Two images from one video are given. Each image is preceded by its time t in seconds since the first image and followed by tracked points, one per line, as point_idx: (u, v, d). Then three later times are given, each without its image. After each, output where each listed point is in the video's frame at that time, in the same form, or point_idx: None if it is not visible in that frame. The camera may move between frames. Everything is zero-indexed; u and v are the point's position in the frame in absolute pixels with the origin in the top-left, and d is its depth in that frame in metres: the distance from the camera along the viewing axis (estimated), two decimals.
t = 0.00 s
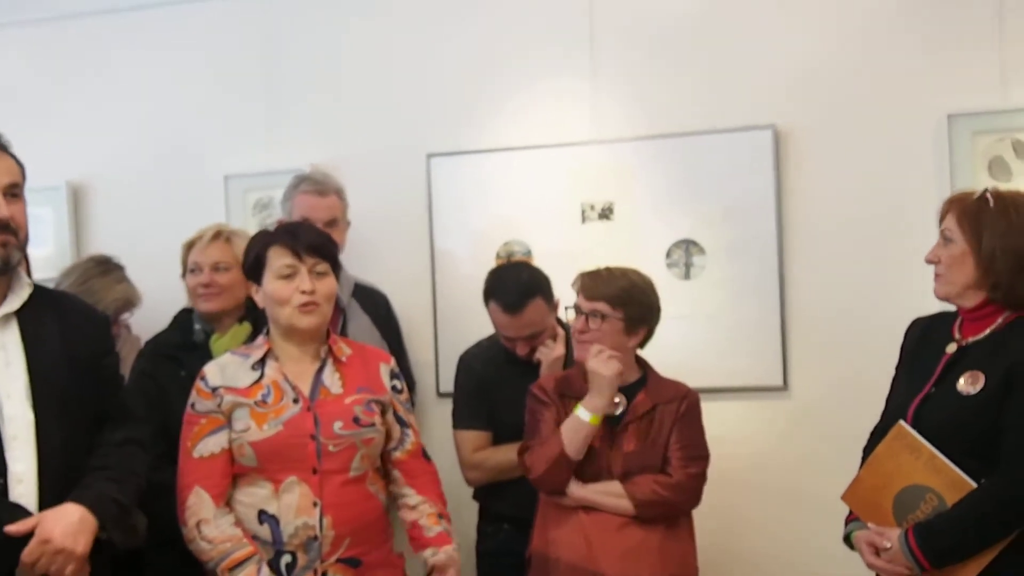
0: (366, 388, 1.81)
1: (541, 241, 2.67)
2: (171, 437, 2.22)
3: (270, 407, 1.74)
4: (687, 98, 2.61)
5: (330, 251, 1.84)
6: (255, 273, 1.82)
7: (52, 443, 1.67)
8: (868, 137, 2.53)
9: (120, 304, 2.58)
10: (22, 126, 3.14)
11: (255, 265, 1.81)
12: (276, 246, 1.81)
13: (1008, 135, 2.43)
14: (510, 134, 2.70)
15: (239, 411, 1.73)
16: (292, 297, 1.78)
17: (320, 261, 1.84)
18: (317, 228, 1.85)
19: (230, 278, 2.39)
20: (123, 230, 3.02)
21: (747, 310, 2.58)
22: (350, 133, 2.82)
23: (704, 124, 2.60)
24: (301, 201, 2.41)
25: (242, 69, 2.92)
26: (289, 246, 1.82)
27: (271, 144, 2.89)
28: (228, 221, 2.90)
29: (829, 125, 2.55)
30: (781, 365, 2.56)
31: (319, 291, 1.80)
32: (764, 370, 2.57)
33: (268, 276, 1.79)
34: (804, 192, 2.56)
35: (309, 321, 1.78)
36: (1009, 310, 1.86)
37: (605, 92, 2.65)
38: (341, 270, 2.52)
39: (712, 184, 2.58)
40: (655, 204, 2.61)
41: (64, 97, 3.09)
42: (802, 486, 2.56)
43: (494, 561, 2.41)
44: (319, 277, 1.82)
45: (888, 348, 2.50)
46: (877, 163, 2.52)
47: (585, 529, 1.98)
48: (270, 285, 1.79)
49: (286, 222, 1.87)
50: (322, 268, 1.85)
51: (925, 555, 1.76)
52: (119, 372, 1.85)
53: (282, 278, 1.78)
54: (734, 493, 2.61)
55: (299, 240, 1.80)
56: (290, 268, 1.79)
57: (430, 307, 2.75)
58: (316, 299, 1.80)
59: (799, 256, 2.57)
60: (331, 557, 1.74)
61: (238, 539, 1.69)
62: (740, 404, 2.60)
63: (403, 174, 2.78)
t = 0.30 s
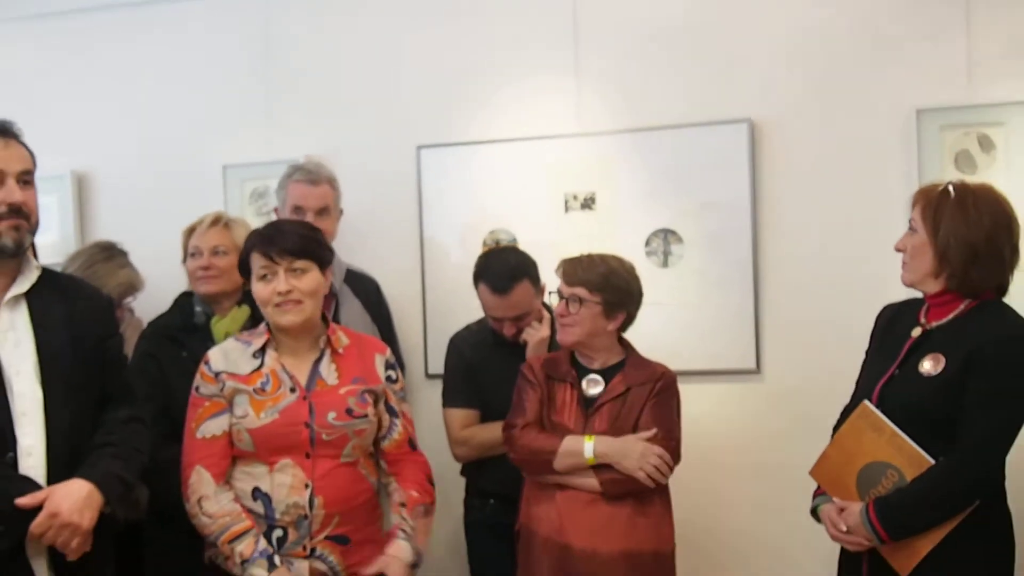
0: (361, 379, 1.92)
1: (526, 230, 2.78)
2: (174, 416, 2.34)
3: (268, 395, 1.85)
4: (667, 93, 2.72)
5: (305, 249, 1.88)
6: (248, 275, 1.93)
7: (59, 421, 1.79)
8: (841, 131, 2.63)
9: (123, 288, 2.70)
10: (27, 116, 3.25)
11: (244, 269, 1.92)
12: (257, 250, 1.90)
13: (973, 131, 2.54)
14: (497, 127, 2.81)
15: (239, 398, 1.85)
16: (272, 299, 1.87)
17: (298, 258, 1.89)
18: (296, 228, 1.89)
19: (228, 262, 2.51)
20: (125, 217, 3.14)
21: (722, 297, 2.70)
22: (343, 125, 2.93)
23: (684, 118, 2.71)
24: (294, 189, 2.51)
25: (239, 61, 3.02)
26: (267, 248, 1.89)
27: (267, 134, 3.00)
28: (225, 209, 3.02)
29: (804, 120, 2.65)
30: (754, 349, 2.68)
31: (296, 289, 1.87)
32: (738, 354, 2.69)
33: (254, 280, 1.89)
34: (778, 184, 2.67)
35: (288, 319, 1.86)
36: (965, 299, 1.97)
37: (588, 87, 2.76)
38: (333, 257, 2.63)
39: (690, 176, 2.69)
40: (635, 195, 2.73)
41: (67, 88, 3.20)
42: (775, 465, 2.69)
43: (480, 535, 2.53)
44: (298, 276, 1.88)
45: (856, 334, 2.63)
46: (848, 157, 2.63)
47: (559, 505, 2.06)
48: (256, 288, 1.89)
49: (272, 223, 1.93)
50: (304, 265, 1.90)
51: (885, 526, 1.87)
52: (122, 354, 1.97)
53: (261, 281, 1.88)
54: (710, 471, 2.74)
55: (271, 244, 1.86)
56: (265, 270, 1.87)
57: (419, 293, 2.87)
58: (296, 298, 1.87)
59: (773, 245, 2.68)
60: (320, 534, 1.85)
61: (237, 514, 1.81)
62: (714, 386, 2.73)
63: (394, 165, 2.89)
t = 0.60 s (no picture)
0: (342, 342, 1.95)
1: (514, 207, 2.83)
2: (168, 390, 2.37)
3: (251, 361, 1.91)
4: (653, 70, 2.76)
5: (290, 213, 1.96)
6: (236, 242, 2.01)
7: (54, 397, 1.84)
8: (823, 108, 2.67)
9: (116, 266, 2.75)
10: (19, 95, 3.28)
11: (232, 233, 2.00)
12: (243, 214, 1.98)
13: (954, 107, 2.58)
14: (485, 103, 2.85)
15: (225, 364, 1.92)
16: (255, 259, 1.93)
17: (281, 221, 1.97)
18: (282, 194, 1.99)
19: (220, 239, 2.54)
20: (117, 194, 3.18)
21: (706, 272, 2.75)
22: (331, 103, 2.97)
23: (668, 95, 2.75)
24: (284, 166, 2.56)
25: (229, 39, 3.05)
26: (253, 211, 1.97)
27: (257, 112, 3.03)
28: (217, 187, 3.06)
29: (787, 97, 2.69)
30: (737, 323, 2.74)
31: (278, 249, 1.94)
32: (721, 328, 2.75)
33: (240, 243, 1.97)
34: (761, 161, 2.72)
35: (267, 277, 1.92)
36: (942, 274, 1.97)
37: (575, 64, 2.79)
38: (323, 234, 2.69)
39: (675, 153, 2.74)
40: (621, 171, 2.77)
41: (59, 67, 3.23)
42: (758, 436, 2.75)
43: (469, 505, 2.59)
44: (281, 237, 1.96)
45: (837, 308, 2.68)
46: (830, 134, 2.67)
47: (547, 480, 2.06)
48: (241, 251, 1.96)
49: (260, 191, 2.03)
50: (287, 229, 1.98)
51: (861, 495, 1.89)
52: (116, 331, 2.01)
53: (246, 241, 1.95)
54: (694, 442, 2.80)
55: (257, 206, 1.96)
56: (250, 230, 1.95)
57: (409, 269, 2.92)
58: (278, 258, 1.94)
59: (756, 221, 2.73)
60: (307, 502, 1.92)
61: (229, 474, 1.87)
62: (698, 360, 2.78)
63: (384, 142, 2.93)
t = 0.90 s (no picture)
0: (323, 329, 1.96)
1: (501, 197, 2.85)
2: (154, 378, 2.36)
3: (232, 350, 1.92)
4: (639, 62, 2.78)
5: (307, 208, 2.02)
6: (238, 215, 2.02)
7: (40, 383, 1.84)
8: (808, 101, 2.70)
9: (103, 255, 2.76)
10: (6, 83, 3.28)
11: (238, 209, 2.02)
12: (259, 193, 2.00)
13: (936, 101, 2.61)
14: (473, 95, 2.86)
15: (206, 354, 1.93)
16: (261, 240, 1.96)
17: (296, 214, 2.02)
18: (301, 189, 2.05)
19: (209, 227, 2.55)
20: (105, 184, 3.18)
21: (691, 264, 2.77)
22: (319, 94, 2.98)
23: (655, 88, 2.77)
24: (271, 156, 2.57)
25: (218, 30, 3.06)
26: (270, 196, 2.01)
27: (245, 101, 3.04)
28: (204, 176, 3.07)
29: (771, 90, 2.72)
30: (721, 315, 2.76)
31: (288, 238, 1.98)
32: (705, 318, 2.77)
33: (246, 219, 1.98)
34: (745, 153, 2.74)
35: (269, 259, 1.94)
36: (922, 265, 1.98)
37: (563, 56, 2.81)
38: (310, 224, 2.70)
39: (660, 145, 2.76)
40: (607, 163, 2.79)
41: (46, 55, 3.23)
42: (741, 425, 2.78)
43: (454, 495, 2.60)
44: (292, 228, 2.00)
45: (820, 300, 2.71)
46: (814, 128, 2.70)
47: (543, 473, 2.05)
48: (245, 227, 1.97)
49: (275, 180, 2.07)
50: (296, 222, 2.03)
51: (844, 487, 1.89)
52: (103, 318, 2.01)
53: (255, 221, 1.97)
54: (679, 432, 2.84)
55: (279, 191, 2.01)
56: (264, 212, 1.98)
57: (396, 259, 2.94)
58: (284, 246, 1.97)
59: (740, 213, 2.75)
60: (291, 488, 1.93)
61: (216, 468, 1.89)
62: (682, 351, 2.81)
63: (371, 132, 2.95)
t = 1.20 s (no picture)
0: (320, 324, 1.94)
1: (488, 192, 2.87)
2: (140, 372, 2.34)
3: (229, 343, 1.88)
4: (626, 58, 2.79)
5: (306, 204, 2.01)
6: (235, 209, 1.97)
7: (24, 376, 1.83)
8: (796, 97, 2.70)
9: (89, 247, 2.80)
10: None
11: (236, 199, 1.97)
12: (260, 185, 1.97)
13: (924, 97, 2.61)
14: (462, 89, 2.90)
15: (202, 346, 1.88)
16: (263, 234, 1.92)
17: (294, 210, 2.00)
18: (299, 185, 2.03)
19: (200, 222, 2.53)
20: (95, 177, 3.21)
21: (678, 259, 2.78)
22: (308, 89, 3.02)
23: (643, 82, 2.78)
24: (258, 149, 2.57)
25: (209, 25, 3.10)
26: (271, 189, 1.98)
27: (234, 96, 3.08)
28: (192, 169, 3.10)
29: (759, 85, 2.72)
30: (708, 310, 2.76)
31: (288, 235, 1.96)
32: (692, 314, 2.78)
33: (245, 213, 1.94)
34: (733, 149, 2.74)
35: (271, 256, 1.92)
36: (913, 261, 1.96)
37: (550, 52, 2.83)
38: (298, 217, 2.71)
39: (647, 140, 2.77)
40: (594, 158, 2.81)
41: (36, 50, 3.26)
42: (728, 421, 2.78)
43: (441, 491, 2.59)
44: (292, 224, 1.98)
45: (808, 295, 2.71)
46: (803, 124, 2.70)
47: (538, 475, 2.03)
48: (245, 220, 1.93)
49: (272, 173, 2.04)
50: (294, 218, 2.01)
51: (832, 484, 1.87)
52: (88, 313, 2.00)
53: (257, 214, 1.93)
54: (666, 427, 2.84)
55: (281, 186, 1.97)
56: (266, 206, 1.94)
57: (384, 253, 2.97)
58: (284, 241, 1.95)
59: (727, 209, 2.76)
60: (287, 483, 1.90)
61: (212, 462, 1.84)
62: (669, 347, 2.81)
63: (360, 127, 2.98)
